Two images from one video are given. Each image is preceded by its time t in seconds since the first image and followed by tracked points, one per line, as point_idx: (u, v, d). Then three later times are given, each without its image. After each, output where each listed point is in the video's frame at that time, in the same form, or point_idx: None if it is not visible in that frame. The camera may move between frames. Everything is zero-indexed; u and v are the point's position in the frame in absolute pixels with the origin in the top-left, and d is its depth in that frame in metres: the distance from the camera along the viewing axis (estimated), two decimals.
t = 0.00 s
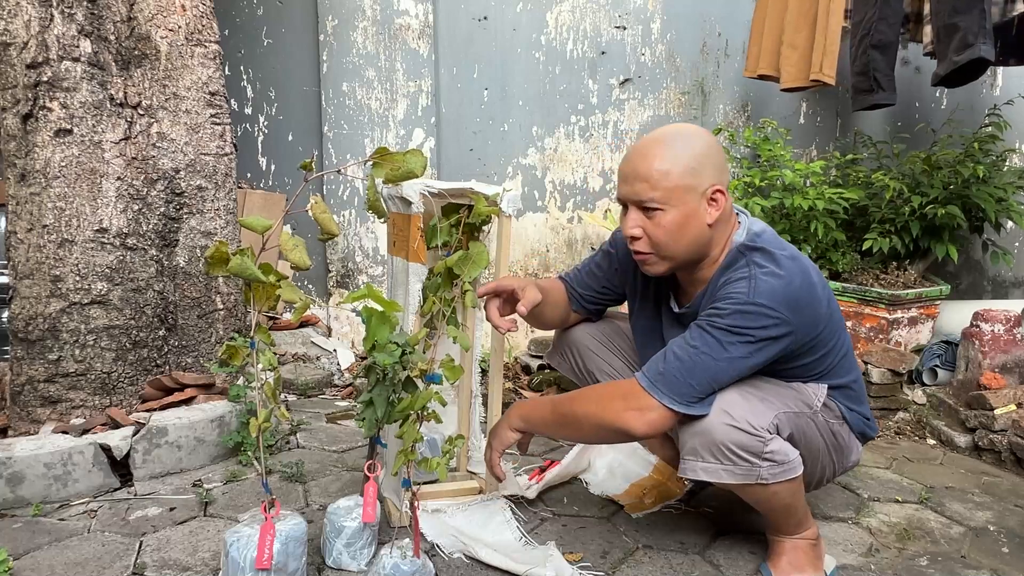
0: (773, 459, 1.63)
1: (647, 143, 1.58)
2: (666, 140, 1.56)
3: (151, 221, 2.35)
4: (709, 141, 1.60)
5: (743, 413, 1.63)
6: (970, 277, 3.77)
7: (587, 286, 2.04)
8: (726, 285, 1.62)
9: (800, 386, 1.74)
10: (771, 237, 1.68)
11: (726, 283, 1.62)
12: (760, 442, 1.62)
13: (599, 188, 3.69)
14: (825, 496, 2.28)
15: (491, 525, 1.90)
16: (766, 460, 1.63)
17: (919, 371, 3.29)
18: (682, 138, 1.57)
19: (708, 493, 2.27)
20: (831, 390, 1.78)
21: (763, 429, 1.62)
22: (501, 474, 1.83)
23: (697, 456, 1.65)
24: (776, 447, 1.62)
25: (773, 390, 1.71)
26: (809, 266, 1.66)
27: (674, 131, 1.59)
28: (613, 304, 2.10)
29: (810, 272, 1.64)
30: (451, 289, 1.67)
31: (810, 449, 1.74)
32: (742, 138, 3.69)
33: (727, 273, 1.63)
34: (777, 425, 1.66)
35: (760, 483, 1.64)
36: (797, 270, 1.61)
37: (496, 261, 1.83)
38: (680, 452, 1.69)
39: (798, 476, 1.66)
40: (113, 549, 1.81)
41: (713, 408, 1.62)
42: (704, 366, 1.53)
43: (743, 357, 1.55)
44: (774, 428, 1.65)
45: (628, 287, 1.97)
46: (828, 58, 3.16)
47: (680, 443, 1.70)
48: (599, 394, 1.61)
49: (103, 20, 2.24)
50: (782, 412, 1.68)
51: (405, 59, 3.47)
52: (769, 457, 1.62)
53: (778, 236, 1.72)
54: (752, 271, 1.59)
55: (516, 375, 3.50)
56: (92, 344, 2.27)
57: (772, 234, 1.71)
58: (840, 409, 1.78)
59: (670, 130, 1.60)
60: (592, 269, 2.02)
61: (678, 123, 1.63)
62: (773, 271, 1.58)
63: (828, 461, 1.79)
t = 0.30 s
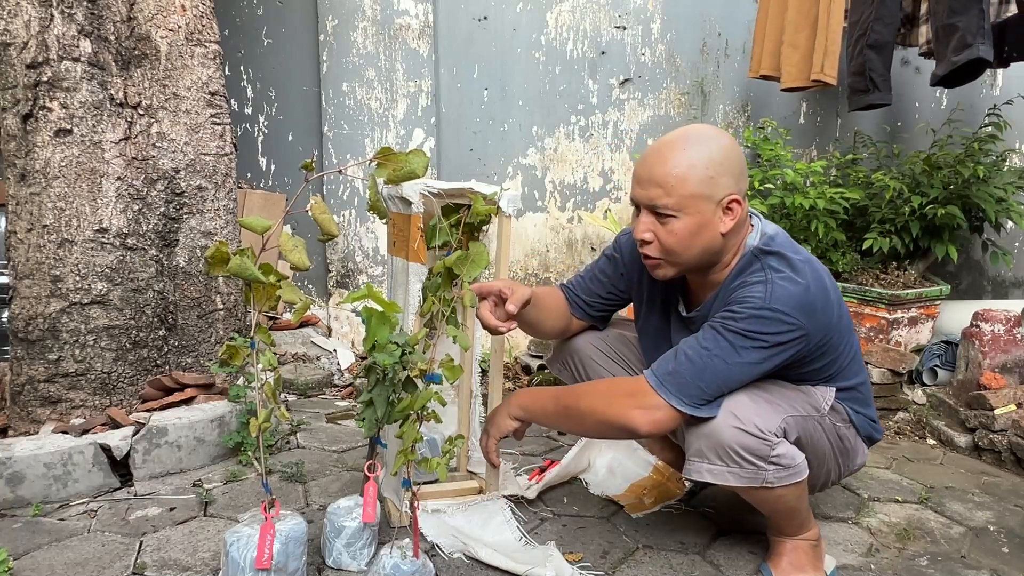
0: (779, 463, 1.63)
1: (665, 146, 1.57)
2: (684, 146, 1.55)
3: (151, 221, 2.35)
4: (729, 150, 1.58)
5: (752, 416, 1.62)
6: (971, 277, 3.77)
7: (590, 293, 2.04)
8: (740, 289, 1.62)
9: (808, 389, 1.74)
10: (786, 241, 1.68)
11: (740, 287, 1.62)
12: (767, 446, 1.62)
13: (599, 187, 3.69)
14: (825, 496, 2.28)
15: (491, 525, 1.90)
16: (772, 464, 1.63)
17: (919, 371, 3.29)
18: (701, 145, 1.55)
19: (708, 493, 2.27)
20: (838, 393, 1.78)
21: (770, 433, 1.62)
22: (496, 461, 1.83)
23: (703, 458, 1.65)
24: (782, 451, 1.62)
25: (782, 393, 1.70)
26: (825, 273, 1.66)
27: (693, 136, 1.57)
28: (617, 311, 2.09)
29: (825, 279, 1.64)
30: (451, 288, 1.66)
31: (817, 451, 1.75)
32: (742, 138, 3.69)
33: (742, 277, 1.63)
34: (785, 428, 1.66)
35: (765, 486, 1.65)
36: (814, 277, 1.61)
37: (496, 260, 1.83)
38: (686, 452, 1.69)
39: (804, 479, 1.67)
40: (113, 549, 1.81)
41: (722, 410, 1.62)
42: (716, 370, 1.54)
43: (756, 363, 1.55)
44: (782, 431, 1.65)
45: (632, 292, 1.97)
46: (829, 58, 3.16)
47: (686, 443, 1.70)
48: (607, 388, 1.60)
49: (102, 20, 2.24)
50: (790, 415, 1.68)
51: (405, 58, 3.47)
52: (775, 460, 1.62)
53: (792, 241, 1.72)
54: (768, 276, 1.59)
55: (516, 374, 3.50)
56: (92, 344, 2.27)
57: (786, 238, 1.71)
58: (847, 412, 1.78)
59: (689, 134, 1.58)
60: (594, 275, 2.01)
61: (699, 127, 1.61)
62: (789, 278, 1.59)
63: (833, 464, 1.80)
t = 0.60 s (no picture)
0: (790, 461, 1.62)
1: (648, 146, 1.58)
2: (666, 146, 1.56)
3: (151, 221, 2.35)
4: (711, 149, 1.58)
5: (764, 414, 1.62)
6: (971, 277, 3.77)
7: (591, 297, 2.04)
8: (741, 284, 1.62)
9: (815, 387, 1.74)
10: (781, 235, 1.69)
11: (741, 282, 1.62)
12: (779, 444, 1.61)
13: (599, 188, 3.68)
14: (825, 495, 2.28)
15: (490, 525, 1.90)
16: (783, 463, 1.63)
17: (918, 371, 3.29)
18: (681, 144, 1.56)
19: (707, 493, 2.27)
20: (844, 391, 1.78)
21: (782, 431, 1.62)
22: (509, 485, 1.75)
23: (714, 455, 1.64)
24: (793, 450, 1.62)
25: (792, 391, 1.70)
26: (822, 263, 1.66)
27: (676, 135, 1.58)
28: (618, 313, 2.10)
29: (823, 269, 1.65)
30: (451, 289, 1.66)
31: (825, 451, 1.74)
32: (742, 138, 3.69)
33: (742, 272, 1.63)
34: (795, 427, 1.66)
35: (775, 485, 1.64)
36: (813, 267, 1.62)
37: (497, 260, 1.83)
38: (696, 449, 1.68)
39: (813, 479, 1.67)
40: (113, 549, 1.81)
41: (734, 407, 1.62)
42: (725, 363, 1.53)
43: (764, 354, 1.55)
44: (793, 430, 1.65)
45: (634, 294, 1.97)
46: (834, 58, 3.18)
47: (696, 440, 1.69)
48: (615, 394, 1.58)
49: (103, 20, 2.24)
50: (801, 414, 1.68)
51: (405, 58, 3.47)
52: (786, 459, 1.62)
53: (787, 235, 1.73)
54: (768, 268, 1.59)
55: (515, 374, 3.50)
56: (92, 344, 2.27)
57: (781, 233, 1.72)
58: (852, 411, 1.78)
59: (672, 133, 1.59)
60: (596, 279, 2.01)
61: (685, 127, 1.62)
62: (789, 268, 1.59)
63: (839, 465, 1.80)
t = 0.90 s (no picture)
0: (791, 458, 1.62)
1: (628, 146, 1.60)
2: (644, 144, 1.58)
3: (151, 221, 2.35)
4: (689, 144, 1.58)
5: (765, 410, 1.62)
6: (971, 277, 3.77)
7: (590, 297, 2.04)
8: (730, 280, 1.62)
9: (814, 385, 1.74)
10: (769, 231, 1.70)
11: (730, 279, 1.62)
12: (781, 441, 1.61)
13: (599, 188, 3.68)
14: (824, 495, 2.28)
15: (490, 525, 1.90)
16: (784, 459, 1.63)
17: (919, 371, 3.29)
18: (658, 140, 1.58)
19: (707, 493, 2.27)
20: (842, 389, 1.78)
21: (783, 427, 1.62)
22: (515, 503, 1.73)
23: (716, 452, 1.64)
24: (794, 447, 1.62)
25: (793, 388, 1.70)
26: (811, 257, 1.67)
27: (653, 132, 1.60)
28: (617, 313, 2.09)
29: (812, 261, 1.65)
30: (450, 289, 1.66)
31: (824, 449, 1.74)
32: (742, 138, 3.69)
33: (731, 268, 1.64)
34: (796, 424, 1.66)
35: (776, 482, 1.64)
36: (801, 259, 1.62)
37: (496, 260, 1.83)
38: (698, 446, 1.68)
39: (813, 477, 1.67)
40: (112, 549, 1.81)
41: (736, 404, 1.61)
42: (721, 356, 1.52)
43: (759, 346, 1.54)
44: (793, 427, 1.65)
45: (632, 293, 1.97)
46: (835, 59, 3.18)
47: (698, 437, 1.69)
48: (616, 398, 1.57)
49: (103, 20, 2.24)
50: (801, 411, 1.68)
51: (405, 58, 3.47)
52: (787, 456, 1.62)
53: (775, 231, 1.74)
54: (756, 262, 1.60)
55: (516, 374, 3.51)
56: (92, 344, 2.27)
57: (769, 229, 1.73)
58: (850, 410, 1.78)
59: (650, 132, 1.61)
60: (596, 278, 2.01)
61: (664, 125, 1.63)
62: (777, 261, 1.60)
63: (838, 464, 1.80)
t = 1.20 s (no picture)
0: (787, 457, 1.62)
1: (626, 146, 1.61)
2: (640, 144, 1.58)
3: (151, 221, 2.35)
4: (684, 143, 1.59)
5: (760, 410, 1.62)
6: (971, 277, 3.77)
7: (590, 295, 2.05)
8: (725, 281, 1.62)
9: (811, 385, 1.74)
10: (765, 231, 1.69)
11: (725, 280, 1.62)
12: (776, 440, 1.61)
13: (599, 188, 3.68)
14: (824, 495, 2.28)
15: (491, 525, 1.90)
16: (780, 459, 1.63)
17: (919, 371, 3.29)
18: (653, 139, 1.58)
19: (707, 493, 2.27)
20: (839, 389, 1.78)
21: (779, 426, 1.62)
22: (516, 501, 1.73)
23: (712, 451, 1.64)
24: (791, 446, 1.62)
25: (789, 388, 1.70)
26: (806, 256, 1.67)
27: (649, 133, 1.61)
28: (615, 312, 2.10)
29: (807, 260, 1.65)
30: (450, 289, 1.66)
31: (822, 448, 1.74)
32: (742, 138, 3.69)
33: (726, 268, 1.64)
34: (792, 423, 1.66)
35: (772, 481, 1.64)
36: (795, 258, 1.62)
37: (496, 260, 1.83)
38: (694, 446, 1.68)
39: (810, 476, 1.67)
40: (112, 549, 1.81)
41: (732, 403, 1.61)
42: (715, 356, 1.52)
43: (752, 345, 1.54)
44: (789, 426, 1.65)
45: (632, 293, 1.97)
46: (835, 58, 3.18)
47: (694, 437, 1.69)
48: (612, 398, 1.57)
49: (103, 20, 2.24)
50: (797, 410, 1.68)
51: (405, 58, 3.47)
52: (784, 455, 1.62)
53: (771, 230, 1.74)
54: (750, 263, 1.60)
55: (516, 375, 3.51)
56: (92, 344, 2.27)
57: (766, 229, 1.73)
58: (848, 409, 1.78)
59: (646, 132, 1.62)
60: (596, 276, 2.01)
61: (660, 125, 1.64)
62: (771, 261, 1.59)
63: (836, 463, 1.80)
